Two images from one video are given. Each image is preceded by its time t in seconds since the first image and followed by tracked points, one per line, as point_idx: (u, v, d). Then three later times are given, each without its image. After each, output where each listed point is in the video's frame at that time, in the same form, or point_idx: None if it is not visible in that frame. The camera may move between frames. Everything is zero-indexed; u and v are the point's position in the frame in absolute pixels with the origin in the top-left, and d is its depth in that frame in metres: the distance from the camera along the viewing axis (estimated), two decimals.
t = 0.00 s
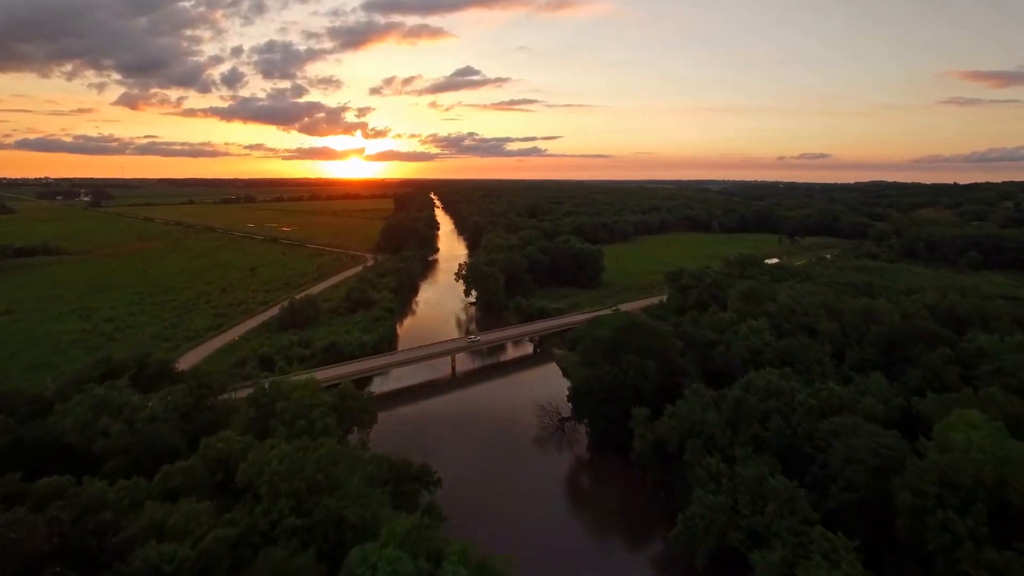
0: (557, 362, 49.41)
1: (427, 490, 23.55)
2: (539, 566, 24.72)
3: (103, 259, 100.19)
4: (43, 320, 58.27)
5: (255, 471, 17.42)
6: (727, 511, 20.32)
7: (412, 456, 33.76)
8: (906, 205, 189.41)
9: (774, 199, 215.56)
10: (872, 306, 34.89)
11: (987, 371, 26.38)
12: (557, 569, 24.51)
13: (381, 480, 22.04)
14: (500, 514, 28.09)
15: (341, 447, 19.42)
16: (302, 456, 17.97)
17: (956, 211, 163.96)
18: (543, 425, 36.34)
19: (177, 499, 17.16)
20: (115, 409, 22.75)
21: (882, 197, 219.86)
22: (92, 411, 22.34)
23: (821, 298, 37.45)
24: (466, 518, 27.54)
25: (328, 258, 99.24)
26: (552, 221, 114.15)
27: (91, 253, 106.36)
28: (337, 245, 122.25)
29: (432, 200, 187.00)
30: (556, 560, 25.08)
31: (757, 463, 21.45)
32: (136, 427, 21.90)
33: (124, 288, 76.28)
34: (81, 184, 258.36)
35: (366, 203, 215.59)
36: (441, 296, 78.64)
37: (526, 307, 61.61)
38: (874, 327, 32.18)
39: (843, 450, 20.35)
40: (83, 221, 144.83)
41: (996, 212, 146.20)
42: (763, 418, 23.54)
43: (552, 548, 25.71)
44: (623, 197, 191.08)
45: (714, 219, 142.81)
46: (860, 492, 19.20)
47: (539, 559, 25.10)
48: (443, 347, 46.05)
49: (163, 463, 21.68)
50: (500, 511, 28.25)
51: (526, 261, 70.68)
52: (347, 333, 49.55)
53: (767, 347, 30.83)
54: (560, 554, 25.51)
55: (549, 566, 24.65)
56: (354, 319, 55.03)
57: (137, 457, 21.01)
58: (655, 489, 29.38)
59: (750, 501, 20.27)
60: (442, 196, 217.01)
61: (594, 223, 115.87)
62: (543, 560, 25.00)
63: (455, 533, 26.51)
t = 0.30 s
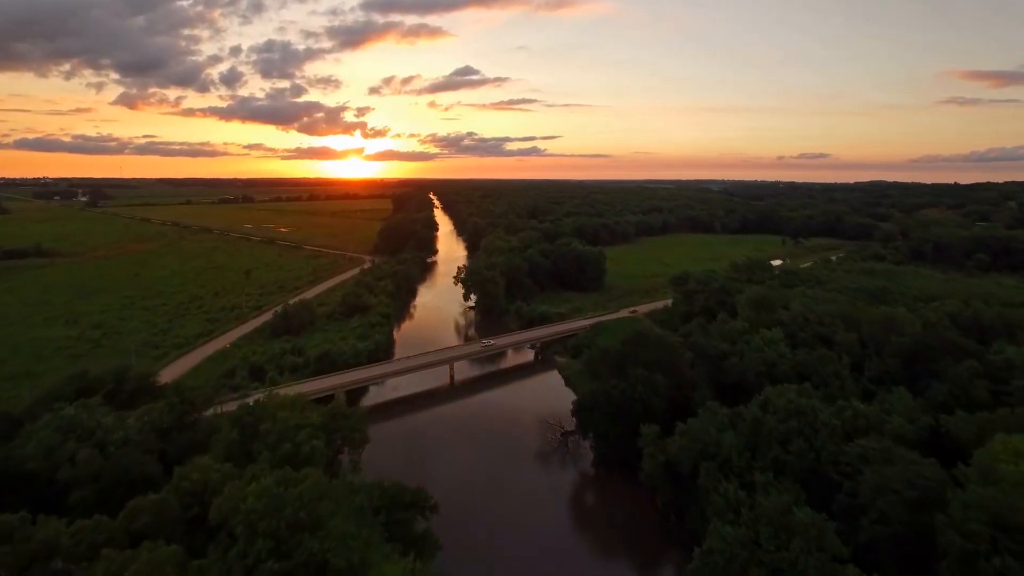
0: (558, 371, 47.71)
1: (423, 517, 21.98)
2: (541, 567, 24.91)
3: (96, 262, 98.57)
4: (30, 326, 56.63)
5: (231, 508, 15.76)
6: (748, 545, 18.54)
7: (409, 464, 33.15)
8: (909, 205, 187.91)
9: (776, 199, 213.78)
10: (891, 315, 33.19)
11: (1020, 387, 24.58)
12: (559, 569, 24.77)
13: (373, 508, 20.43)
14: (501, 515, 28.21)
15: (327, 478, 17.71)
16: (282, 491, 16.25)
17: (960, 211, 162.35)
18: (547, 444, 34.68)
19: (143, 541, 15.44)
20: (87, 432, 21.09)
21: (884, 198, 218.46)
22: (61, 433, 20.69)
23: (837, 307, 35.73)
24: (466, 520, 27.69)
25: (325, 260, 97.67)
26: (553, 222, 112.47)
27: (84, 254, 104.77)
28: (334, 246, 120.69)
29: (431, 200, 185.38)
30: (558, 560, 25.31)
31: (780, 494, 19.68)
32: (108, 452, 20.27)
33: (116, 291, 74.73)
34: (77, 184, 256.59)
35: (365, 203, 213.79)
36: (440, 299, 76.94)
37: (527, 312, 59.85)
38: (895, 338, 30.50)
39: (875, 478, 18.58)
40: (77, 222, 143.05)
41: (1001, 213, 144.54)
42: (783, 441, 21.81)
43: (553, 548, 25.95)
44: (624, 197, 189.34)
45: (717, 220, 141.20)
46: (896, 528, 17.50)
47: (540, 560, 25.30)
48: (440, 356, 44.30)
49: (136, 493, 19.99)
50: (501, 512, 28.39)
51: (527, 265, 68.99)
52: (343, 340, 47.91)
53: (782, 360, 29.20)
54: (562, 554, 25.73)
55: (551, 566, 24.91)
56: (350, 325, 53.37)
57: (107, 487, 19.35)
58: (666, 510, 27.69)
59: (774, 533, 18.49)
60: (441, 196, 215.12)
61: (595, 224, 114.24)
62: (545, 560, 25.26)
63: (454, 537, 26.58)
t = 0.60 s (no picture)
0: (560, 379, 46.02)
1: (418, 547, 20.27)
2: (541, 566, 25.03)
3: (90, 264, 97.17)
4: (16, 332, 55.08)
5: (200, 552, 14.12)
6: None
7: (409, 467, 33.07)
8: (912, 206, 186.36)
9: (778, 199, 212.03)
10: (912, 324, 31.50)
11: None
12: (558, 569, 24.88)
13: (362, 542, 18.72)
14: (501, 515, 28.39)
15: (308, 514, 16.02)
16: (258, 532, 14.60)
17: (963, 212, 160.81)
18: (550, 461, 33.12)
19: None
20: (51, 458, 19.45)
21: (886, 198, 216.87)
22: (23, 458, 19.03)
23: (853, 316, 34.04)
24: (467, 520, 27.96)
25: (323, 262, 96.20)
26: (554, 223, 110.82)
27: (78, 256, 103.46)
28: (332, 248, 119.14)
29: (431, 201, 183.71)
30: (557, 560, 25.43)
31: (807, 527, 17.99)
32: (73, 480, 18.64)
33: (108, 294, 73.24)
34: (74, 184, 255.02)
35: (363, 203, 212.12)
36: (439, 302, 75.26)
37: (528, 318, 58.09)
38: (918, 350, 28.82)
39: (913, 511, 16.90)
40: (73, 222, 141.75)
41: (1006, 213, 142.89)
42: (808, 466, 20.15)
43: (553, 548, 26.08)
44: (624, 198, 187.66)
45: (719, 221, 139.55)
46: (936, 568, 15.77)
47: (539, 559, 25.40)
48: (438, 365, 42.59)
49: (102, 527, 18.34)
50: (501, 512, 28.58)
51: (528, 268, 67.32)
52: (337, 348, 46.25)
53: (799, 374, 27.56)
54: (561, 554, 25.81)
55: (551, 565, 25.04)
56: (346, 331, 51.74)
57: (70, 519, 17.74)
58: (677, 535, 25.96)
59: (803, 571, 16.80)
60: (441, 197, 213.46)
61: (596, 225, 112.53)
62: (545, 560, 25.35)
63: (454, 537, 26.85)
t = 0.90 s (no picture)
0: (563, 387, 44.22)
1: None
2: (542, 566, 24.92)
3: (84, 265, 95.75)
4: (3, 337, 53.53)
5: None
6: None
7: (408, 469, 32.89)
8: (915, 206, 184.66)
9: (780, 199, 210.18)
10: (936, 336, 29.83)
11: None
12: (559, 569, 24.76)
13: None
14: (501, 515, 28.39)
15: (289, 560, 14.44)
16: None
17: (968, 212, 159.11)
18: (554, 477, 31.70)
19: None
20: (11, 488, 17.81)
21: (889, 198, 215.20)
22: None
23: (872, 326, 32.33)
24: (466, 520, 27.95)
25: (320, 264, 94.67)
26: (555, 225, 109.07)
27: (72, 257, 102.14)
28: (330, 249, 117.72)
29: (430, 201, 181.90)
30: (557, 560, 25.29)
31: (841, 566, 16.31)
32: (34, 513, 17.03)
33: (100, 297, 71.78)
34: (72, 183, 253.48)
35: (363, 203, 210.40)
36: (438, 306, 73.58)
37: (529, 323, 56.38)
38: (944, 364, 27.18)
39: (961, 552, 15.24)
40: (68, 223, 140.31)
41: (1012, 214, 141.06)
42: (838, 495, 18.53)
43: (553, 548, 25.98)
44: (626, 198, 185.89)
45: (722, 222, 137.84)
46: None
47: (540, 560, 25.28)
48: (437, 374, 40.90)
49: (62, 567, 16.68)
50: (501, 512, 28.60)
51: (530, 271, 65.60)
52: (332, 356, 44.62)
53: (819, 390, 25.98)
54: (562, 554, 25.65)
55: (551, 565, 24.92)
56: (343, 338, 50.09)
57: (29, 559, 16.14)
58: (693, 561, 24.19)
59: None
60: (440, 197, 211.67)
61: (598, 226, 110.78)
62: (545, 560, 25.21)
63: (455, 537, 26.84)
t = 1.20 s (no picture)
0: (566, 396, 42.48)
1: None
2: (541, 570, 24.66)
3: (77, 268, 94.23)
4: None
5: None
6: None
7: (408, 469, 32.90)
8: (918, 207, 182.92)
9: (781, 200, 208.48)
10: (961, 346, 28.21)
11: None
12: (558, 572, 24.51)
13: None
14: (500, 516, 28.31)
15: None
16: None
17: (972, 212, 157.50)
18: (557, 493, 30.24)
19: None
20: None
21: (891, 198, 213.52)
22: None
23: (893, 335, 30.70)
24: (466, 521, 27.90)
25: (317, 267, 93.02)
26: (556, 226, 107.28)
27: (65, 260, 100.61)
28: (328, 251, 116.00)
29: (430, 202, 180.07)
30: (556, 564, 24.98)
31: None
32: None
33: (91, 301, 70.15)
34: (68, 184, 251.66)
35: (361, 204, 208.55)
36: (437, 310, 71.88)
37: (530, 328, 54.70)
38: (973, 378, 25.57)
39: None
40: (62, 224, 138.48)
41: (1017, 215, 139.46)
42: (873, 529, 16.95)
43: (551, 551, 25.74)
44: (626, 199, 184.04)
45: (725, 222, 136.11)
46: None
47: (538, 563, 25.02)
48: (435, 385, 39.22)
49: None
50: (500, 513, 28.53)
51: (531, 274, 63.86)
52: (326, 365, 42.92)
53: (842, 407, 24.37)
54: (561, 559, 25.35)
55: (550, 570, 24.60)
56: (338, 345, 48.41)
57: None
58: None
59: None
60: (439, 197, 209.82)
61: (600, 227, 109.09)
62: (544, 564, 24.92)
63: (455, 537, 26.79)
